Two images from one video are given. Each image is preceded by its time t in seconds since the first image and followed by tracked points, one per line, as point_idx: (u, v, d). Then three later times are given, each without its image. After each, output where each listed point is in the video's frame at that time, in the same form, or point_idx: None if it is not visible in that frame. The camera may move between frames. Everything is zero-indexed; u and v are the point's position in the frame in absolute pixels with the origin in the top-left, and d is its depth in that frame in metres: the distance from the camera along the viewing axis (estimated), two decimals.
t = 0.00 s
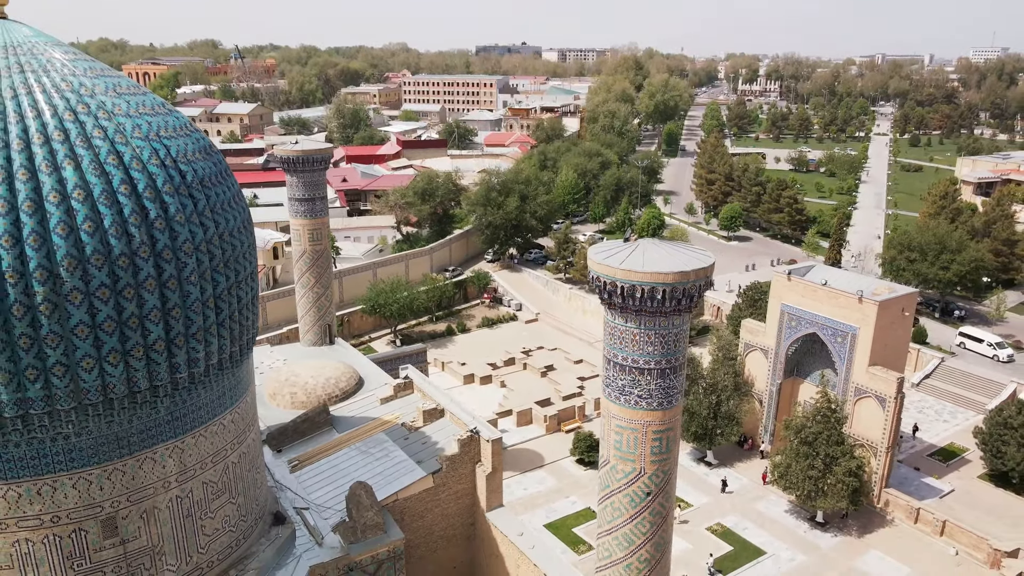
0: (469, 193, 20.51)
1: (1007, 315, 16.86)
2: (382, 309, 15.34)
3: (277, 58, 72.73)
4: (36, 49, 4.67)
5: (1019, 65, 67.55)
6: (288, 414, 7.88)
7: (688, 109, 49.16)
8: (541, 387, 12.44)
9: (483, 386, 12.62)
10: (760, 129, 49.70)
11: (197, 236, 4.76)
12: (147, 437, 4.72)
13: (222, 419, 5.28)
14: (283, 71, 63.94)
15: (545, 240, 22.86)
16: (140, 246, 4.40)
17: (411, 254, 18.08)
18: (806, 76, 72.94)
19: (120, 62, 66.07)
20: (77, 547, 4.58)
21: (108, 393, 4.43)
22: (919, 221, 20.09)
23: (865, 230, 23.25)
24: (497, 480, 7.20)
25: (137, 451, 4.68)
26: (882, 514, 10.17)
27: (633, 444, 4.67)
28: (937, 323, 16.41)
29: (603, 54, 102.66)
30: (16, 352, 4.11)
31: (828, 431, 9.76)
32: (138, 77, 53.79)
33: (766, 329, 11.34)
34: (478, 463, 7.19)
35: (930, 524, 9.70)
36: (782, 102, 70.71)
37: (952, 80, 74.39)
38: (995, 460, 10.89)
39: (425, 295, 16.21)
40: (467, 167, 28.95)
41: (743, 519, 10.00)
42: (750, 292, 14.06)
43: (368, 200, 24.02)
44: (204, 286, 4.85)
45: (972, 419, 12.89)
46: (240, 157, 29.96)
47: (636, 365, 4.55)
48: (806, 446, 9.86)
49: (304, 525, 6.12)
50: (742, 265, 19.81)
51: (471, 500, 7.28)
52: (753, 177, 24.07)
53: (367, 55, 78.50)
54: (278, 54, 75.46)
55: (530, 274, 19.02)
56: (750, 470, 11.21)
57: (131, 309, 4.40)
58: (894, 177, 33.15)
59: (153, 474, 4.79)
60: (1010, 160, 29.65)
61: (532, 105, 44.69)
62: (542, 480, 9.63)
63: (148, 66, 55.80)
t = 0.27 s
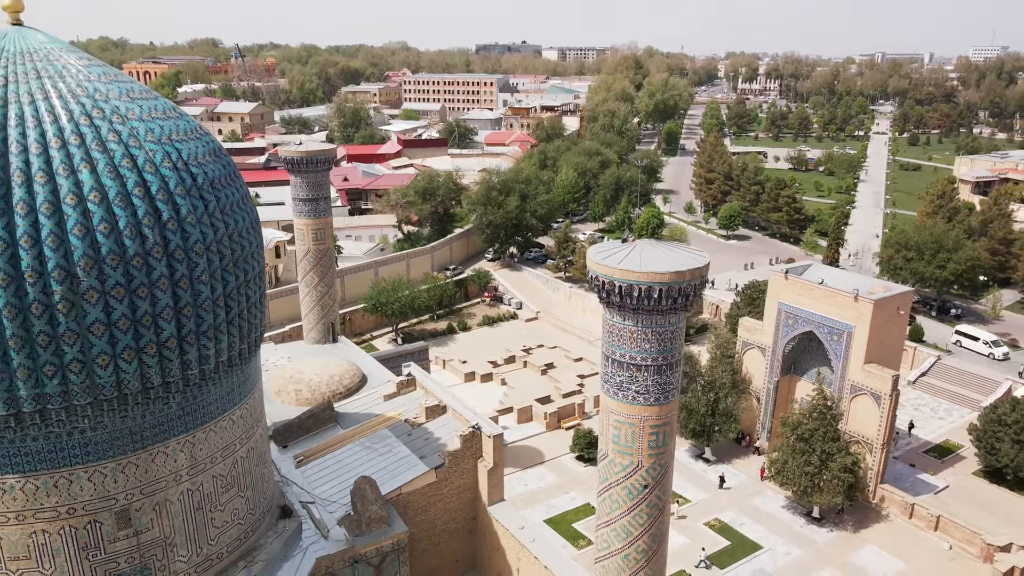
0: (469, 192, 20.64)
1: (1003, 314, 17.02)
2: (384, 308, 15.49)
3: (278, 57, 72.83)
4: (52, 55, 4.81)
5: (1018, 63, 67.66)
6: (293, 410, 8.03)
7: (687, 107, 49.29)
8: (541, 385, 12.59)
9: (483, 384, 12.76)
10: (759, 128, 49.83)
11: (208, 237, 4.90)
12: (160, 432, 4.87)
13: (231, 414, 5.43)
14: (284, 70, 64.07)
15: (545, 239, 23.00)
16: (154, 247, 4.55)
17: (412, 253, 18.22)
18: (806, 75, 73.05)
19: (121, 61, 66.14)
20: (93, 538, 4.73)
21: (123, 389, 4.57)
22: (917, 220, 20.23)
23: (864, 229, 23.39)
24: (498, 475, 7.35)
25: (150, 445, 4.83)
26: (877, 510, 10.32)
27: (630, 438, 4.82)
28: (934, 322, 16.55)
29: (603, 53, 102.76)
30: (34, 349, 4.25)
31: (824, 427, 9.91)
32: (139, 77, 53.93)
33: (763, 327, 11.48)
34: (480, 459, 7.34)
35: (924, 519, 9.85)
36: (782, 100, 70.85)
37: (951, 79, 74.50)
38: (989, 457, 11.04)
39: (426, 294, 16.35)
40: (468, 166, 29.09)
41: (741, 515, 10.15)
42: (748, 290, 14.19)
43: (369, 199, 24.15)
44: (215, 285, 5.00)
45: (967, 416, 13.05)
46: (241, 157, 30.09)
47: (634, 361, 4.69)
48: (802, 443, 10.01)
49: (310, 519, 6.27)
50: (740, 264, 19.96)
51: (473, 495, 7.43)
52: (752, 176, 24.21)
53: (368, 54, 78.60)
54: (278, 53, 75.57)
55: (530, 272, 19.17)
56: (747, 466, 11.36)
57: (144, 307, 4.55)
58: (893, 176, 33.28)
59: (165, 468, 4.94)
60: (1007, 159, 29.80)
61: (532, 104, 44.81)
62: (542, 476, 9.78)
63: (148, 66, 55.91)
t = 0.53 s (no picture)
0: (470, 192, 20.78)
1: (999, 312, 17.17)
2: (386, 306, 15.64)
3: (278, 56, 72.92)
4: (68, 61, 4.97)
5: (1017, 62, 67.72)
6: (298, 407, 8.18)
7: (687, 106, 49.42)
8: (542, 383, 12.75)
9: (484, 382, 12.92)
10: (759, 127, 49.95)
11: (219, 237, 5.06)
12: (172, 427, 5.02)
13: (240, 410, 5.58)
14: (284, 69, 64.18)
15: (545, 237, 23.14)
16: (167, 248, 4.70)
17: (413, 252, 18.37)
18: (805, 74, 73.14)
19: (121, 60, 66.20)
20: (107, 531, 4.88)
21: (137, 385, 4.73)
22: (915, 219, 20.38)
23: (862, 228, 23.54)
24: (500, 471, 7.50)
25: (163, 440, 4.98)
26: (872, 505, 10.47)
27: (628, 433, 4.97)
28: (930, 320, 16.71)
29: (603, 51, 102.81)
30: (52, 347, 4.41)
31: (819, 424, 10.07)
32: (140, 75, 54.07)
33: (760, 326, 11.63)
34: (482, 454, 7.49)
35: (919, 514, 10.00)
36: (781, 99, 70.96)
37: (951, 77, 74.58)
38: (983, 453, 11.21)
39: (427, 292, 16.51)
40: (468, 165, 29.23)
41: (738, 511, 10.30)
42: (747, 289, 14.33)
43: (371, 198, 24.29)
44: (225, 285, 5.16)
45: (962, 413, 13.20)
46: (243, 156, 30.23)
47: (631, 358, 4.84)
48: (799, 439, 10.16)
49: (316, 513, 6.42)
50: (739, 263, 20.11)
51: (475, 489, 7.58)
52: (751, 175, 24.36)
53: (368, 52, 78.70)
54: (278, 52, 75.65)
55: (531, 271, 19.32)
56: (745, 463, 11.51)
57: (158, 306, 4.70)
58: (892, 175, 33.43)
59: (177, 462, 5.09)
60: (1005, 158, 29.94)
61: (532, 103, 44.92)
62: (542, 473, 9.94)
63: (149, 65, 56.02)
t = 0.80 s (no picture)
0: (471, 191, 20.92)
1: (995, 311, 17.33)
2: (387, 305, 15.79)
3: (279, 54, 73.02)
4: (83, 68, 5.13)
5: (1017, 61, 67.78)
6: (303, 404, 8.34)
7: (687, 105, 49.54)
8: (542, 380, 12.91)
9: (485, 380, 13.08)
10: (758, 126, 50.05)
11: (229, 239, 5.21)
12: (184, 422, 5.17)
13: (249, 406, 5.74)
14: (285, 68, 64.29)
15: (546, 236, 23.29)
16: (179, 249, 4.86)
17: (414, 251, 18.52)
18: (805, 72, 73.19)
19: (121, 58, 66.28)
20: (122, 523, 5.04)
21: (151, 381, 4.89)
22: (912, 218, 20.52)
23: (860, 227, 23.68)
24: (501, 466, 7.65)
25: (176, 434, 5.14)
26: (868, 501, 10.62)
27: (627, 428, 5.12)
28: (927, 318, 16.86)
29: (603, 50, 102.86)
30: (69, 344, 4.56)
31: (815, 421, 10.23)
32: (141, 74, 54.19)
33: (758, 324, 11.79)
34: (483, 450, 7.64)
35: (913, 510, 10.16)
36: (781, 98, 71.07)
37: (951, 76, 74.66)
38: (977, 450, 11.37)
39: (428, 291, 16.65)
40: (469, 164, 29.37)
41: (735, 506, 10.46)
42: (745, 288, 14.48)
43: (372, 198, 24.43)
44: (235, 284, 5.31)
45: (958, 410, 13.35)
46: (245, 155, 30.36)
47: (629, 355, 5.00)
48: (795, 436, 10.32)
49: (322, 507, 6.59)
50: (738, 262, 20.26)
51: (477, 484, 7.74)
52: (750, 175, 24.50)
53: (368, 51, 78.81)
54: (278, 51, 75.72)
55: (531, 270, 19.47)
56: (742, 459, 11.67)
57: (171, 305, 4.86)
58: (890, 174, 33.56)
59: (188, 456, 5.25)
60: (1004, 157, 30.06)
61: (532, 102, 45.02)
62: (543, 469, 10.09)
63: (150, 63, 56.13)
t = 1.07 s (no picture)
0: (472, 190, 21.06)
1: (991, 309, 17.49)
2: (389, 303, 15.95)
3: (279, 53, 73.11)
4: (98, 73, 5.28)
5: (1016, 60, 67.86)
6: (308, 400, 8.48)
7: (686, 104, 49.65)
8: (542, 378, 13.07)
9: (486, 377, 13.23)
10: (758, 125, 50.16)
11: (240, 239, 5.37)
12: (195, 417, 5.33)
13: (258, 402, 5.89)
14: (285, 66, 64.41)
15: (546, 235, 23.44)
16: (191, 250, 5.02)
17: (415, 250, 18.67)
18: (804, 71, 73.29)
19: (122, 56, 66.40)
20: (135, 515, 5.20)
21: (164, 377, 5.05)
22: (910, 217, 20.67)
23: (858, 226, 23.82)
24: (503, 461, 7.81)
25: (187, 429, 5.30)
26: (863, 497, 10.78)
27: (625, 423, 5.28)
28: (924, 317, 17.01)
29: (603, 48, 102.94)
30: (86, 341, 4.73)
31: (811, 418, 10.38)
32: (142, 73, 54.33)
33: (756, 323, 11.94)
34: (485, 446, 7.79)
35: (908, 505, 10.32)
36: (780, 96, 71.16)
37: (950, 74, 74.74)
38: (971, 446, 11.53)
39: (429, 289, 16.80)
40: (469, 163, 29.52)
41: (733, 502, 10.62)
42: (743, 286, 14.64)
43: (373, 196, 24.57)
44: (245, 283, 5.47)
45: (953, 408, 13.51)
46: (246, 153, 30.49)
47: (627, 352, 5.15)
48: (792, 433, 10.48)
49: (328, 500, 6.75)
50: (736, 261, 20.41)
51: (478, 479, 7.90)
52: (749, 174, 24.65)
53: (369, 50, 78.93)
54: (278, 49, 75.86)
55: (531, 269, 19.62)
56: (740, 456, 11.83)
57: (184, 304, 5.02)
58: (889, 173, 33.70)
59: (200, 450, 5.41)
60: (1002, 156, 30.20)
61: (532, 101, 45.12)
62: (543, 465, 10.26)
63: (151, 62, 56.24)
